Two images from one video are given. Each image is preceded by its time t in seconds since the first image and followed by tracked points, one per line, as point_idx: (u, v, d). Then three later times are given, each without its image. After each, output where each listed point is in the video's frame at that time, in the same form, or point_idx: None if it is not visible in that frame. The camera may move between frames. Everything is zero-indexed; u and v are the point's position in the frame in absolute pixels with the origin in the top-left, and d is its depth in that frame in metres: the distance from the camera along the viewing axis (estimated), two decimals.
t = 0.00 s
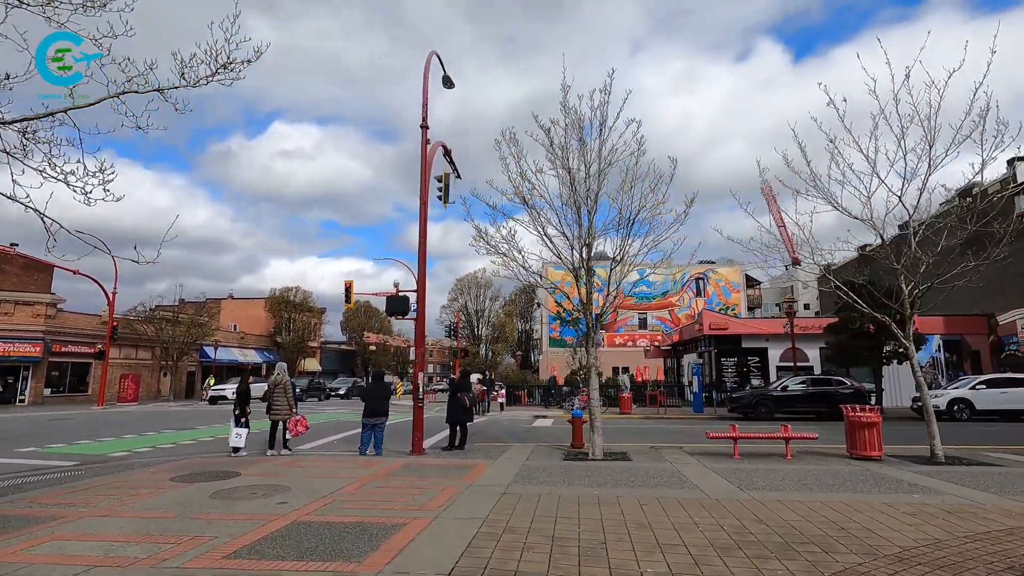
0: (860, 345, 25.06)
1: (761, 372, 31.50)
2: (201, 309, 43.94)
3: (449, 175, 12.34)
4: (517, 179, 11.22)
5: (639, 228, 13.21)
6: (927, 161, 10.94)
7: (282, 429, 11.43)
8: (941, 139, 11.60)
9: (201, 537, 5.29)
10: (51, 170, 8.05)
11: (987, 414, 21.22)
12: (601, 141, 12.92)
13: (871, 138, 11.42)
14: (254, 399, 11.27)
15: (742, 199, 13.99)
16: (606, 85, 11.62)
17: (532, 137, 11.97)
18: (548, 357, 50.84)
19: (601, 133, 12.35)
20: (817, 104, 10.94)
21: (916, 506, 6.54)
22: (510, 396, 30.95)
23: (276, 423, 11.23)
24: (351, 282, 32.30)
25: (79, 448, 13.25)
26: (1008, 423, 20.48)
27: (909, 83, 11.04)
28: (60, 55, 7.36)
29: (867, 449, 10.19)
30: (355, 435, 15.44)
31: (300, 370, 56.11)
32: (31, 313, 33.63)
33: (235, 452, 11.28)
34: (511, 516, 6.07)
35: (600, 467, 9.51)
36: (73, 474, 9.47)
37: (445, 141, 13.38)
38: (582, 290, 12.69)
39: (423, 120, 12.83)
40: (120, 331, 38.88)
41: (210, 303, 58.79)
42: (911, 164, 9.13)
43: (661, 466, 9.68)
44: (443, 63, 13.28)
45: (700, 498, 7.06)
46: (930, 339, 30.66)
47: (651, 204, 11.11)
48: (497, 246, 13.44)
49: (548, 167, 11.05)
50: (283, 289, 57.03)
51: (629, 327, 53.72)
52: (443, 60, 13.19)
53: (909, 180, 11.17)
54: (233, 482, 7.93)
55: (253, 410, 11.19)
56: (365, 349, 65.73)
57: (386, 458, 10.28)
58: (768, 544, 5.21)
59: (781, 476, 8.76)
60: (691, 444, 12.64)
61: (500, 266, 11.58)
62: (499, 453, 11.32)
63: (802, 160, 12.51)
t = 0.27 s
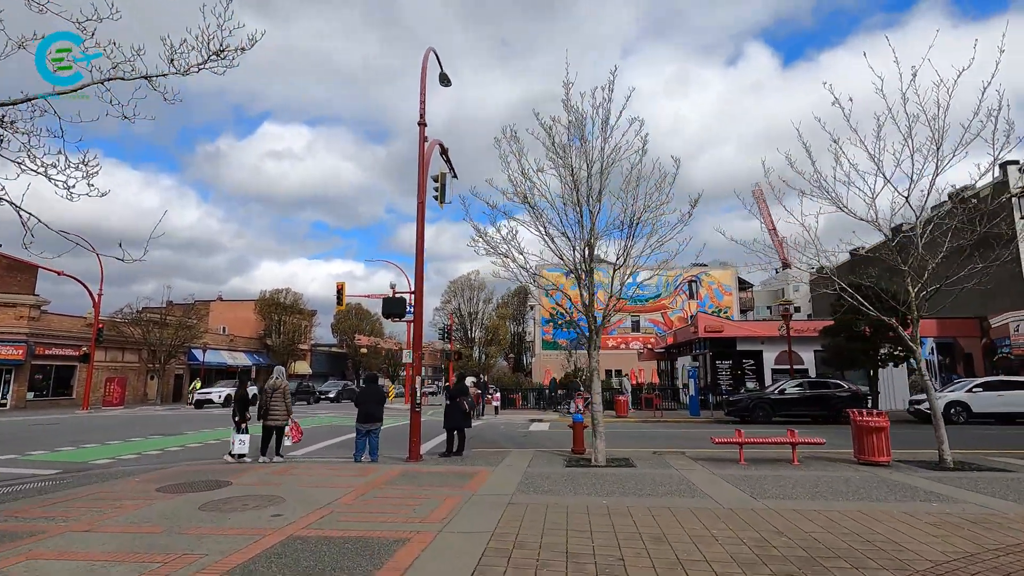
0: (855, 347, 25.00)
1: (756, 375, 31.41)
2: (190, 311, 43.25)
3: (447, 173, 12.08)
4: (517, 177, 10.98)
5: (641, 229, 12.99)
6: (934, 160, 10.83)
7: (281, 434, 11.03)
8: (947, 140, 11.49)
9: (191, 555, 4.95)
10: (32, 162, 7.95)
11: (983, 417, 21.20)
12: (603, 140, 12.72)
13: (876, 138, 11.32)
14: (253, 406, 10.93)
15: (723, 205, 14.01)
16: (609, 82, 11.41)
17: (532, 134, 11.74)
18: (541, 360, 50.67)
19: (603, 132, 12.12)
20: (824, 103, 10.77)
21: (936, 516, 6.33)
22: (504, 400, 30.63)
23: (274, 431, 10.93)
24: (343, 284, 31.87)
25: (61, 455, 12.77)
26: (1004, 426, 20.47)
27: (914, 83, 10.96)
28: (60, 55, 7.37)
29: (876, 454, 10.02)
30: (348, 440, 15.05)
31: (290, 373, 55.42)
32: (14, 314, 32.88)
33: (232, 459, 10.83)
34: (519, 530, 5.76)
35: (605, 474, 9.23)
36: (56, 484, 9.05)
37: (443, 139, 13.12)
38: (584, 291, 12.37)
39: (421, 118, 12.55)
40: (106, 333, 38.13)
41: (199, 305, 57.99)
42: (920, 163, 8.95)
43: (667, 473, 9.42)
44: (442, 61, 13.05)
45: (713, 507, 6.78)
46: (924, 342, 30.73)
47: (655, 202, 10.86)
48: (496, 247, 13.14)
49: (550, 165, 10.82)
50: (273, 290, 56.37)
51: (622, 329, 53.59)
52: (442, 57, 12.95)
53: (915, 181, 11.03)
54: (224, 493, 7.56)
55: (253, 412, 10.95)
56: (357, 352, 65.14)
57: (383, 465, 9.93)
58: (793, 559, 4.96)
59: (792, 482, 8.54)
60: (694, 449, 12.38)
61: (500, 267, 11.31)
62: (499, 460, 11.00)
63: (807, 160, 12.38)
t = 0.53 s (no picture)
0: (856, 345, 24.87)
1: (755, 373, 31.27)
2: (183, 309, 42.73)
3: (448, 167, 11.79)
4: (521, 171, 10.77)
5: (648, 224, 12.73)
6: (944, 156, 10.68)
7: (280, 435, 10.66)
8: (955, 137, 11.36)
9: (183, 565, 4.67)
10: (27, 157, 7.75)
11: (984, 415, 21.11)
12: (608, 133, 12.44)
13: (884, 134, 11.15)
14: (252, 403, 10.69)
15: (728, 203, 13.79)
16: (614, 73, 11.14)
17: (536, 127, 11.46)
18: (539, 358, 50.44)
19: (607, 125, 11.87)
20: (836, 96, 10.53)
21: (960, 520, 6.12)
22: (502, 398, 30.32)
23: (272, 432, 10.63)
24: (339, 281, 31.47)
25: (50, 456, 12.40)
26: (1006, 424, 20.36)
27: (924, 78, 10.83)
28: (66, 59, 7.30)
29: (887, 454, 9.81)
30: (345, 441, 14.71)
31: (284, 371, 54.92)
32: (4, 312, 32.36)
33: (237, 460, 10.67)
34: (531, 536, 5.52)
35: (612, 475, 8.98)
36: (42, 487, 8.71)
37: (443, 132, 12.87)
38: (589, 288, 12.06)
39: (421, 110, 12.27)
40: (98, 331, 37.58)
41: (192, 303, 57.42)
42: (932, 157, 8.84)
43: (677, 475, 9.15)
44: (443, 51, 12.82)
45: (729, 510, 6.54)
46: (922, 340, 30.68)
47: (663, 196, 10.57)
48: (498, 243, 12.84)
49: (556, 159, 10.62)
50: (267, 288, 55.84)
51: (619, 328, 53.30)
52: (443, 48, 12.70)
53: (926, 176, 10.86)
54: (220, 496, 7.27)
55: (251, 412, 10.67)
56: (352, 350, 64.69)
57: (383, 466, 9.65)
58: (820, 566, 4.74)
59: (806, 484, 8.29)
60: (700, 449, 12.15)
61: (503, 262, 11.07)
62: (502, 461, 10.75)
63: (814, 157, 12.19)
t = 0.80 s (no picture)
0: (858, 345, 24.64)
1: (755, 372, 31.06)
2: (177, 308, 42.22)
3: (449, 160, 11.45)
4: (525, 164, 10.44)
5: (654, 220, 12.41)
6: (956, 151, 10.44)
7: (276, 437, 10.26)
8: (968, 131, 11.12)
9: None
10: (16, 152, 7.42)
11: (988, 416, 20.92)
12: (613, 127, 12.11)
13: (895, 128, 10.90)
14: (248, 402, 10.33)
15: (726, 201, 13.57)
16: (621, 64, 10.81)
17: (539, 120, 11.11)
18: (537, 358, 50.16)
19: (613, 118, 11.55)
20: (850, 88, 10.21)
21: (989, 527, 5.85)
22: (500, 398, 29.97)
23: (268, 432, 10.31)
24: (336, 280, 31.08)
25: (36, 457, 12.01)
26: (1009, 425, 20.19)
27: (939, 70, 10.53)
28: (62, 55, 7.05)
29: (901, 456, 9.53)
30: (342, 442, 14.36)
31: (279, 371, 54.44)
32: None
33: (235, 463, 10.37)
34: (542, 546, 5.21)
35: (620, 479, 8.67)
36: (26, 491, 8.34)
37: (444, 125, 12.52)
38: (593, 285, 11.70)
39: (422, 102, 11.92)
40: (90, 330, 37.07)
41: (187, 302, 56.86)
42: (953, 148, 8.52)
43: (686, 478, 8.87)
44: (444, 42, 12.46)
45: (747, 517, 6.23)
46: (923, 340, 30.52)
47: (671, 190, 10.22)
48: (500, 240, 12.48)
49: (561, 151, 10.28)
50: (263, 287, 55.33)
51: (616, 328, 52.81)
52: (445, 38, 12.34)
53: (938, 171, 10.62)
54: (212, 502, 6.93)
55: (246, 414, 10.30)
56: (348, 350, 64.25)
57: (382, 469, 9.31)
58: None
59: (820, 488, 8.01)
60: (707, 451, 11.86)
61: (505, 258, 10.73)
62: (504, 463, 10.41)
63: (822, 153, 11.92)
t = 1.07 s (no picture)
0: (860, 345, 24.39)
1: (755, 373, 30.86)
2: (171, 307, 41.74)
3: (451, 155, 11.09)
4: (530, 159, 10.10)
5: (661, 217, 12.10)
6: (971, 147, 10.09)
7: (270, 441, 9.99)
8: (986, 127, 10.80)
9: None
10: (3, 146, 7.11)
11: (991, 417, 20.74)
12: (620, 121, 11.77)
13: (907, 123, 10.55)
14: (245, 403, 10.00)
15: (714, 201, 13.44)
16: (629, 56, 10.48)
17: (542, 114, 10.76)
18: (534, 358, 49.92)
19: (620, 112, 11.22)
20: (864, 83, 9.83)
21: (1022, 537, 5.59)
22: (498, 399, 29.67)
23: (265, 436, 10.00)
24: (332, 279, 30.71)
25: (25, 461, 11.65)
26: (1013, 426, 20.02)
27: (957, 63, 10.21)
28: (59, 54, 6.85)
29: (917, 460, 9.23)
30: (339, 445, 14.03)
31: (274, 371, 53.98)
32: None
33: (227, 467, 10.05)
34: (558, 561, 4.89)
35: (629, 485, 8.36)
36: (12, 498, 8.01)
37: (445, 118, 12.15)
38: (598, 284, 11.29)
39: (422, 95, 11.57)
40: (82, 329, 36.56)
41: (181, 301, 56.32)
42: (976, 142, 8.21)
43: (697, 483, 8.58)
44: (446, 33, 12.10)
45: (769, 528, 5.93)
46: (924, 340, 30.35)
47: (681, 186, 9.86)
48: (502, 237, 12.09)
49: (567, 146, 9.93)
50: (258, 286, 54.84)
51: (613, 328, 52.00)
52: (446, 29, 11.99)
53: (953, 166, 10.26)
54: (205, 510, 6.60)
55: (242, 416, 9.98)
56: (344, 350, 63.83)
57: (382, 473, 8.97)
58: None
59: (837, 494, 7.74)
60: (715, 453, 11.58)
61: (508, 256, 10.38)
62: (508, 467, 10.08)
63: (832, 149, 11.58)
